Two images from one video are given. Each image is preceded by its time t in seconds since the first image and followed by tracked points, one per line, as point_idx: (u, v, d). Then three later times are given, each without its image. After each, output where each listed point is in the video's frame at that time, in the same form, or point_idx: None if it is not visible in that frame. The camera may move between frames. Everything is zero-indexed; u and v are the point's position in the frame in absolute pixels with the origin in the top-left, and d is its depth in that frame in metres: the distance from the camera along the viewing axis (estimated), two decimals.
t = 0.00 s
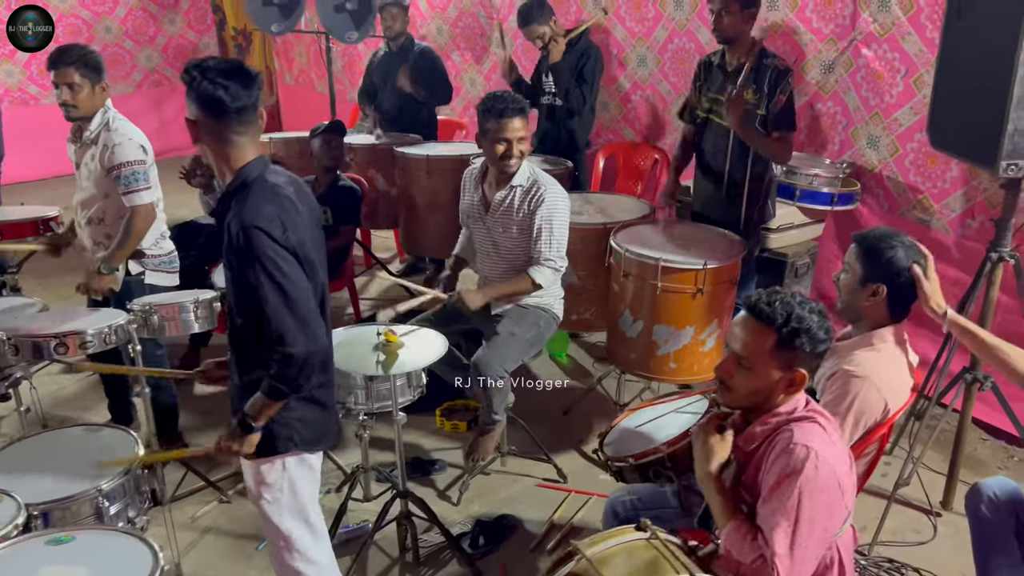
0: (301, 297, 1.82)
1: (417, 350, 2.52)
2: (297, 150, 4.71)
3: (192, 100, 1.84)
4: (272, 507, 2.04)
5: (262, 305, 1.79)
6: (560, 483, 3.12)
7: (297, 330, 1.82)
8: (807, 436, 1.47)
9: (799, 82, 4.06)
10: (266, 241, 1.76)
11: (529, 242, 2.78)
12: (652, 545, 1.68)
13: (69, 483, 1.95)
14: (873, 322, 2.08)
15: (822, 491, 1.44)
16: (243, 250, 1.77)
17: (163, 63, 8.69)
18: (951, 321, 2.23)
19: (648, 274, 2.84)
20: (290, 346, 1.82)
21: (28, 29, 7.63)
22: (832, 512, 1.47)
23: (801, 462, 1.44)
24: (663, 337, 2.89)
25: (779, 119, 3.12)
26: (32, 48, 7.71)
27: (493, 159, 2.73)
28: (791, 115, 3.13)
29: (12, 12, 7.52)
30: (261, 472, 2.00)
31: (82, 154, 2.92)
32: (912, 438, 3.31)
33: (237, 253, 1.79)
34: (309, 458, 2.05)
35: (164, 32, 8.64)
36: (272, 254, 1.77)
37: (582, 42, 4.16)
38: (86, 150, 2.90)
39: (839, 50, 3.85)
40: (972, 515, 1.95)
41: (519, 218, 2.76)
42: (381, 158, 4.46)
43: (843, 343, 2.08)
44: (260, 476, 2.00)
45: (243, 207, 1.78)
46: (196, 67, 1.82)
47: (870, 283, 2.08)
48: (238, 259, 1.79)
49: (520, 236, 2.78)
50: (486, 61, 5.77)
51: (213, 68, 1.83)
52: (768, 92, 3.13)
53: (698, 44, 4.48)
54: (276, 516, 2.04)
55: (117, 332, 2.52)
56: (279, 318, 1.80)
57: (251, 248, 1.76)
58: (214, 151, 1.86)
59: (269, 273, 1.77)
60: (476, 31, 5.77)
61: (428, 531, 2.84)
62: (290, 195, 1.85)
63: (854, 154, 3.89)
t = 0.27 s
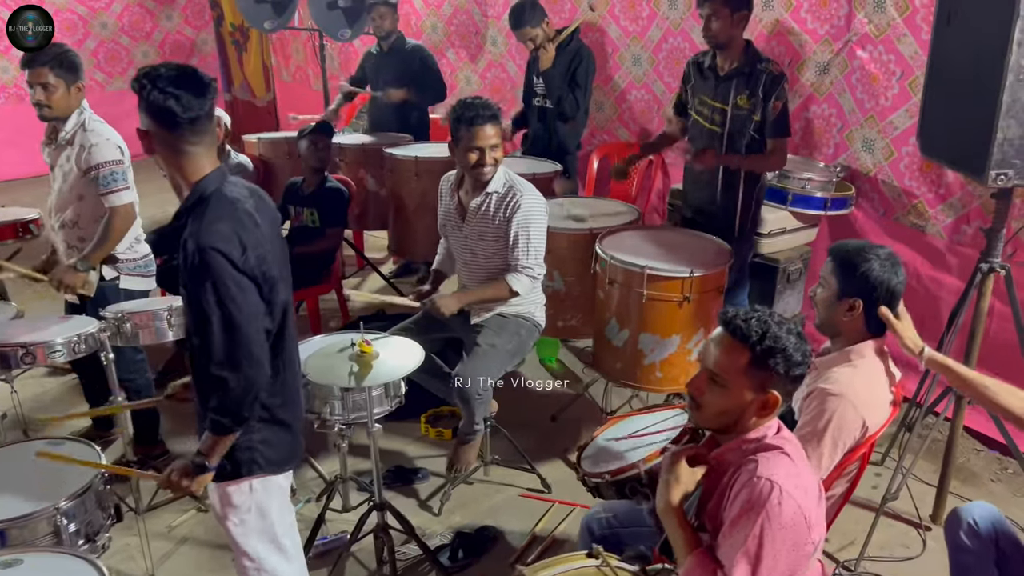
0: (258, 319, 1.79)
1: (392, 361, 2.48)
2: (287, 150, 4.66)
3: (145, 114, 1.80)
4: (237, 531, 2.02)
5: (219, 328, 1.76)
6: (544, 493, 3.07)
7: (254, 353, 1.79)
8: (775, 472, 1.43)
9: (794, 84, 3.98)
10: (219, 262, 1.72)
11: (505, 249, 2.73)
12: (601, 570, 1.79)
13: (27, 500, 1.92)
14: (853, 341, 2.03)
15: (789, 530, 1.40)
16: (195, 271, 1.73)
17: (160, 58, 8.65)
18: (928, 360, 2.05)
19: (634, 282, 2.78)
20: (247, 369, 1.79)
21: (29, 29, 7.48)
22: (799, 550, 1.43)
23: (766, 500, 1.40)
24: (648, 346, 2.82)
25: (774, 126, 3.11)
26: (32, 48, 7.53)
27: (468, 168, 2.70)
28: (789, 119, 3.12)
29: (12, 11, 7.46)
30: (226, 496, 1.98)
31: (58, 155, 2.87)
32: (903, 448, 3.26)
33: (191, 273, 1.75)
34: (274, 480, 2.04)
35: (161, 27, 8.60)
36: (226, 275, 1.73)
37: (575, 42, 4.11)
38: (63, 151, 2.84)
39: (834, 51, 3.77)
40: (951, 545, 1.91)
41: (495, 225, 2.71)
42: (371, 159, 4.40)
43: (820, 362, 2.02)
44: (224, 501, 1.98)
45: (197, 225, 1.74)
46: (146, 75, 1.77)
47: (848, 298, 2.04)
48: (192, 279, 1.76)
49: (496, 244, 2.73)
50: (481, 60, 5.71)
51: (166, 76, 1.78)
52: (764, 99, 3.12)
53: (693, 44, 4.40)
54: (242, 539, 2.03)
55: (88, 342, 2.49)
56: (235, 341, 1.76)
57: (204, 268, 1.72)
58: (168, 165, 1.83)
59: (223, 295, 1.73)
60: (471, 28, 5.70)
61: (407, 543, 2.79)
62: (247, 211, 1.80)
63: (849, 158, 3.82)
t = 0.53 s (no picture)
0: (242, 350, 1.78)
1: (382, 384, 2.44)
2: (283, 157, 4.64)
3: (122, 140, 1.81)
4: (217, 563, 2.06)
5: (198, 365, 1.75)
6: (538, 513, 3.02)
7: (237, 385, 1.78)
8: (770, 523, 1.41)
9: (796, 93, 3.92)
10: (200, 295, 1.71)
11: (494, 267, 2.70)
12: None
13: (7, 533, 1.88)
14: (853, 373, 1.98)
15: None
16: (177, 304, 1.72)
17: (161, 58, 8.64)
18: (922, 419, 2.01)
19: (627, 300, 2.73)
20: (231, 402, 1.78)
21: (29, 31, 7.76)
22: None
23: (761, 554, 1.38)
24: (641, 366, 2.76)
25: (770, 141, 3.01)
26: (32, 51, 7.89)
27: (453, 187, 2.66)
28: (783, 134, 3.01)
29: (12, 12, 7.62)
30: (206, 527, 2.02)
31: (43, 171, 2.84)
32: (904, 467, 3.21)
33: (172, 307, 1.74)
34: (256, 512, 2.06)
35: (161, 27, 8.56)
36: (208, 308, 1.72)
37: (574, 50, 4.06)
38: (48, 167, 2.81)
39: (837, 60, 3.71)
40: None
41: (482, 243, 2.67)
42: (367, 167, 4.40)
43: (818, 392, 1.99)
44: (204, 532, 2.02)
45: (177, 257, 1.73)
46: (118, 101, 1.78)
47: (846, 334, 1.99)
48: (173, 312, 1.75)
49: (485, 262, 2.69)
50: (481, 64, 5.65)
51: (141, 105, 1.78)
52: (756, 114, 3.04)
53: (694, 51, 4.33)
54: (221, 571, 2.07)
55: (72, 363, 2.48)
56: (218, 374, 1.75)
57: (185, 302, 1.70)
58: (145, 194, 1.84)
59: (206, 328, 1.72)
60: (471, 32, 5.65)
61: (397, 565, 2.74)
62: (226, 242, 1.79)
63: (852, 169, 3.76)
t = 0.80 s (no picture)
0: (251, 380, 1.73)
1: (384, 409, 2.40)
2: (285, 166, 4.61)
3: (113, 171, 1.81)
4: None
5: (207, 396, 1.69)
6: (542, 533, 2.98)
7: (247, 417, 1.73)
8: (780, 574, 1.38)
9: (803, 104, 3.88)
10: (209, 325, 1.66)
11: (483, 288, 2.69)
12: None
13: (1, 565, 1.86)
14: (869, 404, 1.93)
15: None
16: (184, 335, 1.67)
17: (163, 61, 8.56)
18: (940, 463, 2.01)
19: (635, 319, 2.68)
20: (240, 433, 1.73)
21: (29, 29, 7.69)
22: None
23: None
24: (649, 386, 2.72)
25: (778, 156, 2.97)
26: (31, 49, 7.80)
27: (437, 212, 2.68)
28: (794, 148, 2.96)
29: (11, 12, 7.62)
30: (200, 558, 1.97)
31: (40, 189, 2.80)
32: (913, 487, 3.16)
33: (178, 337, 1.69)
34: (255, 541, 2.01)
35: (162, 29, 8.51)
36: (216, 338, 1.67)
37: (579, 62, 4.12)
38: (44, 185, 2.78)
39: (845, 72, 3.67)
40: None
41: (469, 265, 2.66)
42: (370, 177, 4.39)
43: (832, 422, 1.94)
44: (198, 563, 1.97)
45: (183, 287, 1.69)
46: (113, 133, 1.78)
47: (864, 370, 1.93)
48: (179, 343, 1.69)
49: (473, 284, 2.69)
50: (485, 70, 5.61)
51: (138, 141, 1.77)
52: (765, 130, 3.01)
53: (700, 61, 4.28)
54: None
55: (70, 386, 2.47)
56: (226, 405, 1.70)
57: (193, 332, 1.65)
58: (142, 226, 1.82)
59: (215, 359, 1.67)
60: (475, 38, 5.61)
61: None
62: (232, 270, 1.75)
63: (860, 182, 3.72)
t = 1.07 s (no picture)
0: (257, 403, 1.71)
1: (386, 434, 2.36)
2: (287, 177, 4.59)
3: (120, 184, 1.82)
4: None
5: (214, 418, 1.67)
6: (546, 555, 2.94)
7: (254, 441, 1.70)
8: None
9: (810, 118, 3.83)
10: (222, 345, 1.64)
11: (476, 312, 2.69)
12: None
13: None
14: (885, 437, 1.88)
15: None
16: (196, 355, 1.65)
17: (163, 66, 8.59)
18: (957, 501, 1.97)
19: (643, 342, 2.64)
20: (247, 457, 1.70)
21: (29, 29, 7.63)
22: None
23: None
24: (656, 410, 2.69)
25: (786, 174, 2.94)
26: (32, 49, 7.73)
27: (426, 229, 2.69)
28: (802, 166, 2.93)
29: (11, 12, 7.55)
30: None
31: (32, 207, 2.78)
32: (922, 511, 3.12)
33: (189, 358, 1.67)
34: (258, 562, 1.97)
35: (164, 34, 8.52)
36: (228, 359, 1.65)
37: (584, 75, 4.14)
38: (38, 203, 2.76)
39: (853, 87, 3.62)
40: None
41: (459, 290, 2.67)
42: (373, 191, 4.36)
43: (850, 454, 1.88)
44: None
45: (196, 306, 1.67)
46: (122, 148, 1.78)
47: (896, 402, 1.88)
48: (190, 363, 1.67)
49: (464, 308, 2.70)
50: (487, 79, 5.57)
51: (154, 159, 1.76)
52: (774, 147, 2.96)
53: (705, 73, 4.24)
54: None
55: (67, 410, 2.44)
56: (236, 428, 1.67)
57: (205, 352, 1.63)
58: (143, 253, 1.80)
59: (227, 380, 1.65)
60: (478, 47, 5.57)
61: None
62: (243, 292, 1.74)
63: (868, 197, 3.68)
